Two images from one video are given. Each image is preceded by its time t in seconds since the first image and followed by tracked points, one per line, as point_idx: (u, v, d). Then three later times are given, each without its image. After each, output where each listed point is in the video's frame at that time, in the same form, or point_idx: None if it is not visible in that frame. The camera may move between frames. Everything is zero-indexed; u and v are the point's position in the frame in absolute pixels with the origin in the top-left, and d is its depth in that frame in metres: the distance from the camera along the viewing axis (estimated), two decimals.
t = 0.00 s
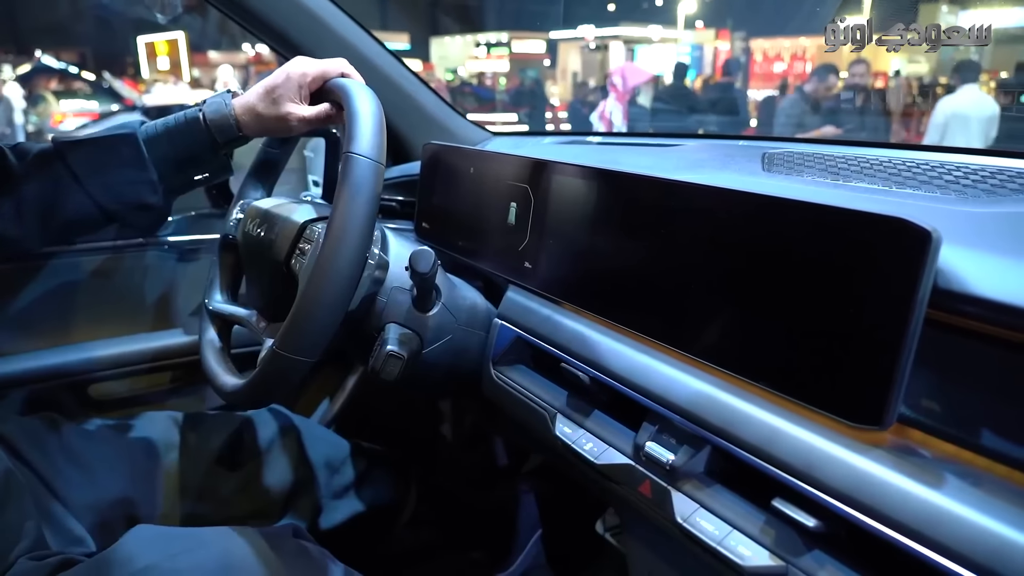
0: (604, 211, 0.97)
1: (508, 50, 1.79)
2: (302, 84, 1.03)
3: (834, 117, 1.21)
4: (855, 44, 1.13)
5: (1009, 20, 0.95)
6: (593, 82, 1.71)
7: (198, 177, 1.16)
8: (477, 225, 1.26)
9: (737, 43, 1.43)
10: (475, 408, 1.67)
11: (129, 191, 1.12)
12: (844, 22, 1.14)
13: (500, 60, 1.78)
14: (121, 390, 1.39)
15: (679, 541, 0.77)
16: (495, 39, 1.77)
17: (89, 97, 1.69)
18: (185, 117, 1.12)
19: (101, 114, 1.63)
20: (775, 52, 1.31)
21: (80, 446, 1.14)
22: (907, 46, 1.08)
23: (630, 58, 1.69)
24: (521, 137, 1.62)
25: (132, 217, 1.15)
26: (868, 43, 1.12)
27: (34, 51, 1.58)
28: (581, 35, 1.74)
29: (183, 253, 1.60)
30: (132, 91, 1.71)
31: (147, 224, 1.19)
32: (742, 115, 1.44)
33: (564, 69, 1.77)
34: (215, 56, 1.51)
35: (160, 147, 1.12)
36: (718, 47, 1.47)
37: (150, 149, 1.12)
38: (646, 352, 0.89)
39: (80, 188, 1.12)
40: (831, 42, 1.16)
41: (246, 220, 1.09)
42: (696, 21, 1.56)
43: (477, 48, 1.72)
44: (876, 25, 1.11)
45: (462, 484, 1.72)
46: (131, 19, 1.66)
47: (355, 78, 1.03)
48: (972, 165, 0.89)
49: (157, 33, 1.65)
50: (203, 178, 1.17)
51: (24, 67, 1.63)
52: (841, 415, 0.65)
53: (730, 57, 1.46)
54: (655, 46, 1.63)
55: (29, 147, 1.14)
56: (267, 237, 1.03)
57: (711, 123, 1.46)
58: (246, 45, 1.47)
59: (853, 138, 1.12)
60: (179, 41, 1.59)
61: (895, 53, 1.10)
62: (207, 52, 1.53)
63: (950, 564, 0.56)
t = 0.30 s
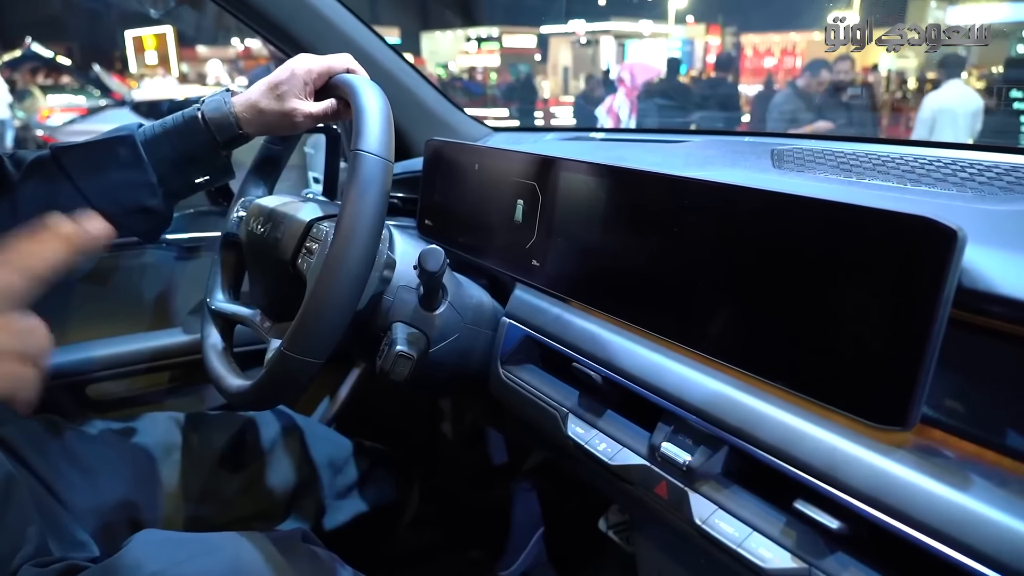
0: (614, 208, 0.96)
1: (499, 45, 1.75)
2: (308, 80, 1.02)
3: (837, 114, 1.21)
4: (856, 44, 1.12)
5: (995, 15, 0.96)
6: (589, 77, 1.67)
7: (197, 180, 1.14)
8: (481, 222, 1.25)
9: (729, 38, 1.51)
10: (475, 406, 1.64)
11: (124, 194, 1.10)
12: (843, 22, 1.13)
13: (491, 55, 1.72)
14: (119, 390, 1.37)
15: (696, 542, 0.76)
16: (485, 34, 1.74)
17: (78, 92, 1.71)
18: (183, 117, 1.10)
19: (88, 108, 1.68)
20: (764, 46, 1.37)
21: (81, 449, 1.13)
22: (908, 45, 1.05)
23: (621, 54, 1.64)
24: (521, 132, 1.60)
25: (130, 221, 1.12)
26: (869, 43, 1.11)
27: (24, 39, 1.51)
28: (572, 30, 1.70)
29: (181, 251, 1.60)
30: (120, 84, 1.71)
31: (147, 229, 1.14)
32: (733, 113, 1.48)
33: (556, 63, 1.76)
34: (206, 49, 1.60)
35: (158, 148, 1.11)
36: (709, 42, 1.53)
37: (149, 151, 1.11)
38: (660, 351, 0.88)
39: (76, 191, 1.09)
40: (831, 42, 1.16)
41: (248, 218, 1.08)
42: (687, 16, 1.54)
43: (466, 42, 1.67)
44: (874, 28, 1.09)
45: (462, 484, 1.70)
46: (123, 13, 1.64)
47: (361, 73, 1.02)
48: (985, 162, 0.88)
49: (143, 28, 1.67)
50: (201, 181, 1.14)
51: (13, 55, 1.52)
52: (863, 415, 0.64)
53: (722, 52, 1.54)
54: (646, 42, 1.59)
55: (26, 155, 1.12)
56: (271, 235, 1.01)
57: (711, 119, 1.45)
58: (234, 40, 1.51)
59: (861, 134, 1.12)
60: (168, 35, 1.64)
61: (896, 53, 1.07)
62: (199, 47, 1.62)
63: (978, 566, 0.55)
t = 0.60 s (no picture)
0: (614, 206, 0.95)
1: (488, 39, 1.73)
2: (303, 76, 1.00)
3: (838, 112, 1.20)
4: (856, 44, 1.10)
5: (980, 9, 0.95)
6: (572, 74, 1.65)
7: (187, 178, 1.11)
8: (478, 219, 1.23)
9: (717, 32, 1.45)
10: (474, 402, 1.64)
11: (114, 193, 1.10)
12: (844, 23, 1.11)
13: (480, 49, 1.71)
14: (112, 391, 1.36)
15: (702, 545, 0.76)
16: (474, 28, 1.71)
17: (64, 87, 1.69)
18: (172, 112, 1.08)
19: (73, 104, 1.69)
20: (754, 40, 1.36)
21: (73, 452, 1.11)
22: (907, 46, 1.04)
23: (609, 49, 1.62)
24: (516, 128, 1.59)
25: (122, 221, 1.13)
26: (869, 43, 1.09)
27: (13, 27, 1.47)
28: (561, 24, 1.62)
29: (172, 249, 1.56)
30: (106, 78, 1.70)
31: (137, 228, 1.16)
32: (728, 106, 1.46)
33: (544, 57, 1.68)
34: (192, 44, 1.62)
35: (146, 145, 1.08)
36: (698, 35, 1.48)
37: (136, 148, 1.08)
38: (662, 350, 0.87)
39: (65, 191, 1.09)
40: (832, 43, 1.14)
41: (242, 216, 1.06)
42: (675, 9, 1.53)
43: (457, 36, 1.66)
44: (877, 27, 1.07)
45: (457, 485, 1.68)
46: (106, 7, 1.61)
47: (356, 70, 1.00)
48: (988, 158, 0.87)
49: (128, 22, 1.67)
50: (191, 179, 1.12)
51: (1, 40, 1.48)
52: (873, 416, 0.63)
53: (711, 46, 1.49)
54: (635, 35, 1.59)
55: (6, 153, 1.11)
56: (265, 235, 0.99)
57: (709, 114, 1.44)
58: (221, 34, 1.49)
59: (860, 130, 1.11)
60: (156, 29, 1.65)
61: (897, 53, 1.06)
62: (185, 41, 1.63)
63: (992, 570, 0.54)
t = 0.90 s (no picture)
0: (606, 203, 0.93)
1: (472, 33, 1.67)
2: (286, 71, 0.97)
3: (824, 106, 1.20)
4: (856, 44, 1.08)
5: (957, 5, 0.93)
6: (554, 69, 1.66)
7: (170, 178, 1.09)
8: (467, 216, 1.21)
9: (700, 27, 1.52)
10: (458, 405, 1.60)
11: (95, 194, 1.07)
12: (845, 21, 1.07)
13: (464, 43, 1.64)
14: (91, 395, 1.32)
15: (700, 548, 0.74)
16: (458, 22, 1.65)
17: (39, 82, 1.63)
18: (153, 110, 1.05)
19: (51, 100, 1.62)
20: (734, 35, 1.47)
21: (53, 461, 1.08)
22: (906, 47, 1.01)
23: (593, 44, 1.63)
24: (504, 123, 1.57)
25: (103, 222, 1.10)
26: (869, 43, 1.07)
27: None
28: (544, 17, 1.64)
29: (153, 249, 1.53)
30: (83, 73, 1.65)
31: (117, 230, 1.12)
32: (710, 100, 1.47)
33: (528, 52, 1.71)
34: (172, 40, 1.56)
35: (127, 145, 1.05)
36: (680, 30, 1.55)
37: (117, 148, 1.05)
38: (658, 350, 0.85)
39: (42, 193, 1.06)
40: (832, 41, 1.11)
41: (224, 215, 1.03)
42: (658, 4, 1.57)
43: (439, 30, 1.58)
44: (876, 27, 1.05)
45: (445, 485, 1.67)
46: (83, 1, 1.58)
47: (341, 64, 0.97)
48: (983, 152, 0.87)
49: (108, 16, 1.60)
50: (173, 179, 1.10)
51: None
52: (874, 416, 0.62)
53: (693, 40, 1.55)
54: (618, 30, 1.61)
55: None
56: (250, 234, 0.97)
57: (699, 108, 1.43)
58: (202, 29, 1.46)
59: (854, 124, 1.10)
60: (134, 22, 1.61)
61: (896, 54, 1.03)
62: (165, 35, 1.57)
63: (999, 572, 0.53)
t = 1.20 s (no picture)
0: (602, 203, 0.93)
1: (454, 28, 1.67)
2: (277, 70, 0.94)
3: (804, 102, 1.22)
4: (856, 44, 1.03)
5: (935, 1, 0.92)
6: (538, 62, 1.69)
7: (154, 176, 1.07)
8: (458, 215, 1.21)
9: (682, 22, 1.47)
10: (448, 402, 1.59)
11: (77, 193, 1.05)
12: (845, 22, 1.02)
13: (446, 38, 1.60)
14: (77, 399, 1.30)
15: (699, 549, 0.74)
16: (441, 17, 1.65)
17: (15, 77, 1.52)
18: (137, 107, 1.02)
19: (26, 95, 1.52)
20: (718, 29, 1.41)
21: (41, 467, 1.06)
22: (907, 47, 0.98)
23: (576, 38, 1.66)
24: (494, 121, 1.57)
25: (85, 221, 1.09)
26: (868, 44, 1.02)
27: None
28: (527, 13, 1.67)
29: (139, 250, 1.49)
30: (61, 67, 1.54)
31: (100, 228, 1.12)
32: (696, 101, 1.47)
33: (510, 47, 1.69)
34: (150, 32, 1.55)
35: (109, 142, 1.03)
36: (663, 25, 1.51)
37: (100, 145, 1.03)
38: (655, 351, 0.85)
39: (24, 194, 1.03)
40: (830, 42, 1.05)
41: (215, 217, 1.02)
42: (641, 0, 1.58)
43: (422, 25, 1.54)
44: (879, 28, 1.00)
45: (436, 484, 1.66)
46: None
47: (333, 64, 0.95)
48: (975, 152, 0.87)
49: (84, 9, 1.51)
50: (158, 177, 1.08)
51: None
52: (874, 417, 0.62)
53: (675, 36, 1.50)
54: (601, 25, 1.60)
55: None
56: (242, 237, 0.95)
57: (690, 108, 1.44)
58: (181, 22, 1.43)
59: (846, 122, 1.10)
60: (111, 17, 1.55)
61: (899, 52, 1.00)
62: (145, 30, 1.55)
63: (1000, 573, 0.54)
